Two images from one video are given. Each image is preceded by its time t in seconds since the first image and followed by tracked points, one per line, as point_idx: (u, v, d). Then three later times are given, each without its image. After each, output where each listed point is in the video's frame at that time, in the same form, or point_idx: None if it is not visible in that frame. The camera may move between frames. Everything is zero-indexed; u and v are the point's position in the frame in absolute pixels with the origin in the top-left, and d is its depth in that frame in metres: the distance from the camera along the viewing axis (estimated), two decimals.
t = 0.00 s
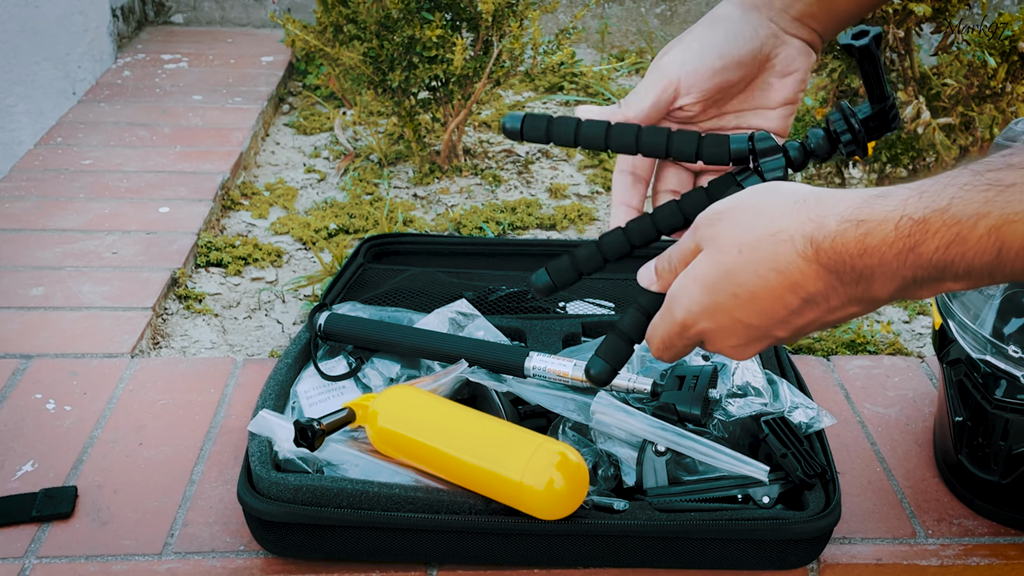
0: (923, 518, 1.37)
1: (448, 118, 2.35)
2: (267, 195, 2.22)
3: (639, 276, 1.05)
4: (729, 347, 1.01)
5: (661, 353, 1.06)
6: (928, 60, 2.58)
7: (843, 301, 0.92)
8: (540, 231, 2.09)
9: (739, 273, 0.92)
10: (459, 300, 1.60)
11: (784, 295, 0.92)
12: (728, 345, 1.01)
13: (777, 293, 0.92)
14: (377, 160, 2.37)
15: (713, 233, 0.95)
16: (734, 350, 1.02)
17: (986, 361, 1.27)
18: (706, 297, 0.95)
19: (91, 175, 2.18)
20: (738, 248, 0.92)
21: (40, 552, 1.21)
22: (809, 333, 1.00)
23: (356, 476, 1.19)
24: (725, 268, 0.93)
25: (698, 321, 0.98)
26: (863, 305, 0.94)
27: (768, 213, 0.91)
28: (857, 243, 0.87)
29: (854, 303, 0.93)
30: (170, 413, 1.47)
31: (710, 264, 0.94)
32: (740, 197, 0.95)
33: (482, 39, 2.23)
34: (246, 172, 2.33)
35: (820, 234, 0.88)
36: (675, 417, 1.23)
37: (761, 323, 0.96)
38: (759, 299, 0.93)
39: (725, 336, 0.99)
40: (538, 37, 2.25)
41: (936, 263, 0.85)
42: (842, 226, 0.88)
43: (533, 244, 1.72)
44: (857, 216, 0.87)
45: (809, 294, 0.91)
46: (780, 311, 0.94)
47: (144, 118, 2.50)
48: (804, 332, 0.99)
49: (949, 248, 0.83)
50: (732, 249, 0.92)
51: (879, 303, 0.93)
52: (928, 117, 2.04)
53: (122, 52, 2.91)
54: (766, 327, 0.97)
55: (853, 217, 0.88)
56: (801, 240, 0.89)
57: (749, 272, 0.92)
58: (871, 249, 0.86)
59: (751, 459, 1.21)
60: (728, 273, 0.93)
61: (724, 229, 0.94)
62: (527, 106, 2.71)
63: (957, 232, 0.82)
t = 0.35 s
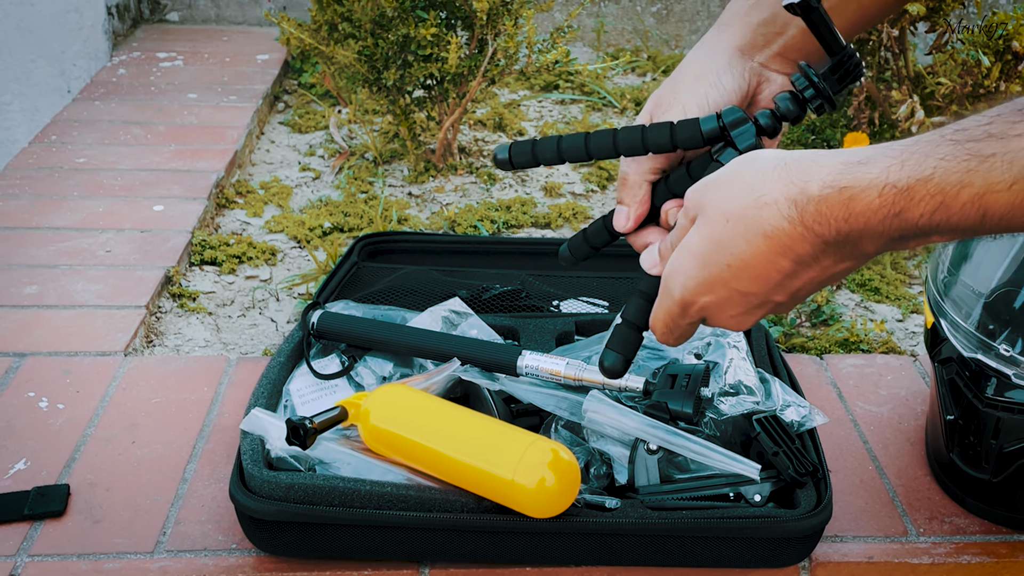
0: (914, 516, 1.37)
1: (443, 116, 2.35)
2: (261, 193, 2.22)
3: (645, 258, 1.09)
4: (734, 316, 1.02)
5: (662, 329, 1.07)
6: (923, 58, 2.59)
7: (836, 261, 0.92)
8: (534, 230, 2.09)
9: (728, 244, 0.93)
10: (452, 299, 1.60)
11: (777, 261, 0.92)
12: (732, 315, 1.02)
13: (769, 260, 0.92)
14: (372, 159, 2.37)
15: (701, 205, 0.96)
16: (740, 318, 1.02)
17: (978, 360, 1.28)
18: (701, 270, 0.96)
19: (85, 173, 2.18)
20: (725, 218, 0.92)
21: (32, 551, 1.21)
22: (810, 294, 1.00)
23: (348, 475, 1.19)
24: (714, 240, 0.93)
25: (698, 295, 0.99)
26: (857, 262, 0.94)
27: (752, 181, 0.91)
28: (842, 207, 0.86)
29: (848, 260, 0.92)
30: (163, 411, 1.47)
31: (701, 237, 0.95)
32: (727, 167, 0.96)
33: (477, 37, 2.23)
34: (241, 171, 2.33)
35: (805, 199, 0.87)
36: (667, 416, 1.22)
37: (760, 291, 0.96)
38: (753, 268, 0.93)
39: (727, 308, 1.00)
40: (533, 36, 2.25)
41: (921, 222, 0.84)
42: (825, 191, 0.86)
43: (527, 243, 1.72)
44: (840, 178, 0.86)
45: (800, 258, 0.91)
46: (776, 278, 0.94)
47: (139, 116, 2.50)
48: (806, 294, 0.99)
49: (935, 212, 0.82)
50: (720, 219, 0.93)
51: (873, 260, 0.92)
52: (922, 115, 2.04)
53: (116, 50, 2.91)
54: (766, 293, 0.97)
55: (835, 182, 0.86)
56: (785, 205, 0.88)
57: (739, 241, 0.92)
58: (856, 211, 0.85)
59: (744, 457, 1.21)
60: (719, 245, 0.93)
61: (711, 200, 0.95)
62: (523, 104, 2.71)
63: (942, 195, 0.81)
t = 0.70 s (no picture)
0: (911, 509, 1.37)
1: (439, 109, 2.34)
2: (256, 185, 2.21)
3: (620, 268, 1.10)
4: (752, 310, 1.04)
5: (677, 334, 1.11)
6: (921, 51, 2.58)
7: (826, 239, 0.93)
8: (530, 222, 2.08)
9: (716, 260, 0.95)
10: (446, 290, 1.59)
11: (768, 259, 0.94)
12: (751, 310, 1.04)
13: (761, 261, 0.94)
14: (368, 151, 2.36)
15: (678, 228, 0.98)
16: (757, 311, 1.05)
17: (974, 352, 1.28)
18: (701, 288, 0.99)
19: (79, 165, 2.17)
20: (705, 238, 0.95)
21: (22, 542, 1.20)
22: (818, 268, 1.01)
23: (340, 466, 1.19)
24: (704, 258, 0.96)
25: (709, 308, 1.02)
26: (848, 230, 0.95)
27: (720, 197, 0.92)
28: (812, 202, 0.86)
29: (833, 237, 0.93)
30: (155, 403, 1.46)
31: (690, 259, 0.98)
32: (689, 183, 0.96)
33: (473, 29, 2.22)
34: (236, 164, 2.32)
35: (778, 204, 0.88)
36: (663, 409, 1.24)
37: (764, 286, 0.99)
38: (746, 272, 0.96)
39: (740, 309, 1.03)
40: (529, 28, 2.24)
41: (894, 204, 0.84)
42: (793, 196, 0.86)
43: (523, 236, 1.72)
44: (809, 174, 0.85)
45: (791, 249, 0.93)
46: (772, 271, 0.96)
47: (133, 108, 2.48)
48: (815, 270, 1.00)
49: (910, 196, 0.82)
50: (702, 239, 0.95)
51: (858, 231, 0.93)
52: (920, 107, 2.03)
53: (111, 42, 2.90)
54: (770, 286, 0.99)
55: (803, 181, 0.86)
56: (757, 213, 0.89)
57: (728, 255, 0.94)
58: (829, 203, 0.85)
59: (739, 449, 1.21)
60: (707, 263, 0.96)
61: (685, 222, 0.96)
62: (519, 97, 2.70)
63: (915, 186, 0.81)
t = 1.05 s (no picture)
0: (918, 508, 1.36)
1: (442, 105, 2.33)
2: (260, 182, 2.20)
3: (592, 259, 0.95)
4: (746, 287, 0.93)
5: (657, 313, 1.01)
6: (926, 48, 2.57)
7: (836, 208, 0.85)
8: (534, 220, 2.07)
9: (722, 228, 0.85)
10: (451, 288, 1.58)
11: (776, 226, 0.85)
12: (744, 288, 0.93)
13: (768, 227, 0.85)
14: (371, 148, 2.35)
15: (679, 205, 0.86)
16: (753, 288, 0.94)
17: (984, 350, 1.27)
18: (704, 259, 0.88)
19: (82, 161, 2.16)
20: (717, 207, 0.84)
21: (26, 541, 1.20)
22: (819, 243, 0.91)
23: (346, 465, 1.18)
24: (704, 228, 0.86)
25: (706, 282, 0.90)
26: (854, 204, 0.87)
27: (730, 163, 0.83)
28: (829, 160, 0.78)
29: (841, 201, 0.84)
30: (159, 400, 1.45)
31: (694, 232, 0.86)
32: (688, 152, 0.86)
33: (477, 25, 2.20)
34: (239, 160, 2.31)
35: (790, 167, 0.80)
36: (669, 407, 1.20)
37: (764, 255, 0.88)
38: (752, 239, 0.86)
39: (738, 283, 0.91)
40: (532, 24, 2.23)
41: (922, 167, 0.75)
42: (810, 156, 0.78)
43: (530, 232, 1.71)
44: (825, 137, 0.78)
45: (796, 214, 0.84)
46: (777, 235, 0.86)
47: (136, 104, 2.48)
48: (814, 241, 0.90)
49: (931, 159, 0.74)
50: (711, 207, 0.84)
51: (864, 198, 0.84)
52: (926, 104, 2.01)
53: (113, 39, 2.89)
54: (770, 255, 0.89)
55: (822, 142, 0.78)
56: (772, 176, 0.81)
57: (737, 220, 0.84)
58: (848, 161, 0.77)
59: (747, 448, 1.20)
60: (713, 231, 0.85)
61: (688, 195, 0.85)
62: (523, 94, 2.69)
63: (941, 148, 0.73)
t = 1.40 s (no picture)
0: (926, 502, 1.35)
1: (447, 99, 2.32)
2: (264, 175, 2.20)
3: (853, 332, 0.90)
4: (981, 432, 0.81)
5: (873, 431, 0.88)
6: (933, 42, 2.55)
7: None
8: (538, 213, 2.06)
9: (1008, 342, 0.74)
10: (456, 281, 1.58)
11: None
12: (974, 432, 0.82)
13: None
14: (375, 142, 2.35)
15: (952, 297, 0.77)
16: (989, 437, 0.81)
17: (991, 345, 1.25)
18: (971, 376, 0.76)
19: (86, 154, 2.16)
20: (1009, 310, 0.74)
21: (31, 533, 1.20)
22: None
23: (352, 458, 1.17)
24: (980, 332, 0.75)
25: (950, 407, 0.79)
26: None
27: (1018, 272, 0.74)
28: None
29: None
30: (164, 393, 1.45)
31: (965, 338, 0.76)
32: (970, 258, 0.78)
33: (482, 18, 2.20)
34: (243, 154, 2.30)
35: None
36: (676, 400, 1.19)
37: None
38: None
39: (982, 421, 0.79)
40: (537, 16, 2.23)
41: None
42: None
43: (531, 226, 1.71)
44: None
45: None
46: None
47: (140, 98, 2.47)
48: None
49: None
50: (1003, 309, 0.74)
51: None
52: (933, 98, 1.99)
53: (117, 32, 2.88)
54: None
55: None
56: None
57: None
58: None
59: (753, 441, 1.20)
60: (998, 342, 0.74)
61: (978, 290, 0.75)
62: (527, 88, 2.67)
63: None
